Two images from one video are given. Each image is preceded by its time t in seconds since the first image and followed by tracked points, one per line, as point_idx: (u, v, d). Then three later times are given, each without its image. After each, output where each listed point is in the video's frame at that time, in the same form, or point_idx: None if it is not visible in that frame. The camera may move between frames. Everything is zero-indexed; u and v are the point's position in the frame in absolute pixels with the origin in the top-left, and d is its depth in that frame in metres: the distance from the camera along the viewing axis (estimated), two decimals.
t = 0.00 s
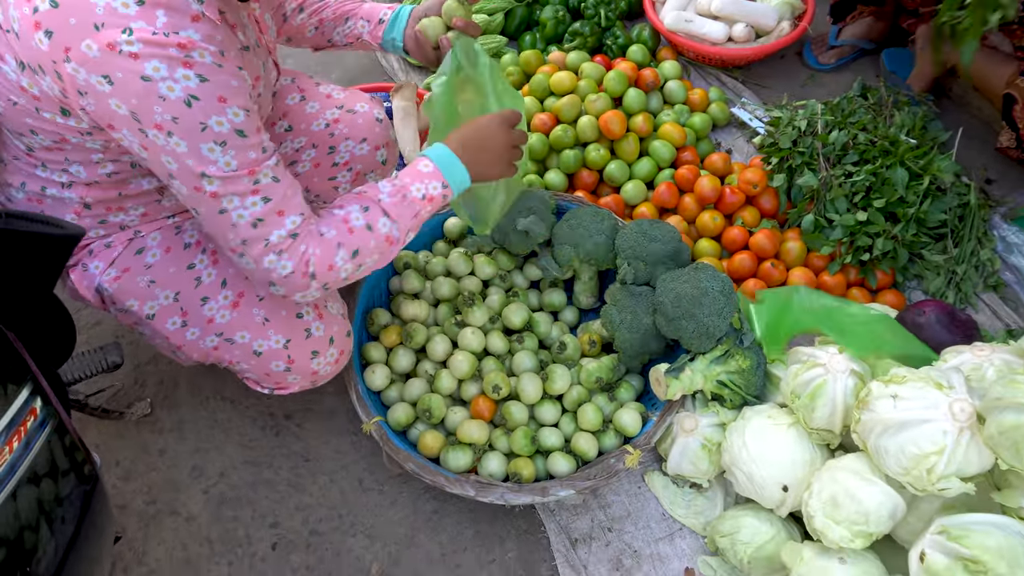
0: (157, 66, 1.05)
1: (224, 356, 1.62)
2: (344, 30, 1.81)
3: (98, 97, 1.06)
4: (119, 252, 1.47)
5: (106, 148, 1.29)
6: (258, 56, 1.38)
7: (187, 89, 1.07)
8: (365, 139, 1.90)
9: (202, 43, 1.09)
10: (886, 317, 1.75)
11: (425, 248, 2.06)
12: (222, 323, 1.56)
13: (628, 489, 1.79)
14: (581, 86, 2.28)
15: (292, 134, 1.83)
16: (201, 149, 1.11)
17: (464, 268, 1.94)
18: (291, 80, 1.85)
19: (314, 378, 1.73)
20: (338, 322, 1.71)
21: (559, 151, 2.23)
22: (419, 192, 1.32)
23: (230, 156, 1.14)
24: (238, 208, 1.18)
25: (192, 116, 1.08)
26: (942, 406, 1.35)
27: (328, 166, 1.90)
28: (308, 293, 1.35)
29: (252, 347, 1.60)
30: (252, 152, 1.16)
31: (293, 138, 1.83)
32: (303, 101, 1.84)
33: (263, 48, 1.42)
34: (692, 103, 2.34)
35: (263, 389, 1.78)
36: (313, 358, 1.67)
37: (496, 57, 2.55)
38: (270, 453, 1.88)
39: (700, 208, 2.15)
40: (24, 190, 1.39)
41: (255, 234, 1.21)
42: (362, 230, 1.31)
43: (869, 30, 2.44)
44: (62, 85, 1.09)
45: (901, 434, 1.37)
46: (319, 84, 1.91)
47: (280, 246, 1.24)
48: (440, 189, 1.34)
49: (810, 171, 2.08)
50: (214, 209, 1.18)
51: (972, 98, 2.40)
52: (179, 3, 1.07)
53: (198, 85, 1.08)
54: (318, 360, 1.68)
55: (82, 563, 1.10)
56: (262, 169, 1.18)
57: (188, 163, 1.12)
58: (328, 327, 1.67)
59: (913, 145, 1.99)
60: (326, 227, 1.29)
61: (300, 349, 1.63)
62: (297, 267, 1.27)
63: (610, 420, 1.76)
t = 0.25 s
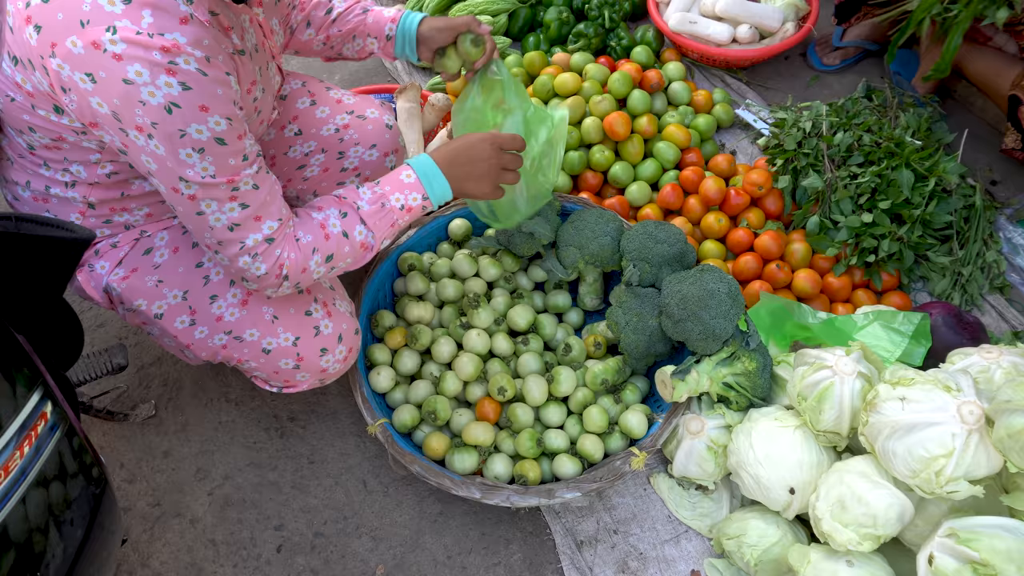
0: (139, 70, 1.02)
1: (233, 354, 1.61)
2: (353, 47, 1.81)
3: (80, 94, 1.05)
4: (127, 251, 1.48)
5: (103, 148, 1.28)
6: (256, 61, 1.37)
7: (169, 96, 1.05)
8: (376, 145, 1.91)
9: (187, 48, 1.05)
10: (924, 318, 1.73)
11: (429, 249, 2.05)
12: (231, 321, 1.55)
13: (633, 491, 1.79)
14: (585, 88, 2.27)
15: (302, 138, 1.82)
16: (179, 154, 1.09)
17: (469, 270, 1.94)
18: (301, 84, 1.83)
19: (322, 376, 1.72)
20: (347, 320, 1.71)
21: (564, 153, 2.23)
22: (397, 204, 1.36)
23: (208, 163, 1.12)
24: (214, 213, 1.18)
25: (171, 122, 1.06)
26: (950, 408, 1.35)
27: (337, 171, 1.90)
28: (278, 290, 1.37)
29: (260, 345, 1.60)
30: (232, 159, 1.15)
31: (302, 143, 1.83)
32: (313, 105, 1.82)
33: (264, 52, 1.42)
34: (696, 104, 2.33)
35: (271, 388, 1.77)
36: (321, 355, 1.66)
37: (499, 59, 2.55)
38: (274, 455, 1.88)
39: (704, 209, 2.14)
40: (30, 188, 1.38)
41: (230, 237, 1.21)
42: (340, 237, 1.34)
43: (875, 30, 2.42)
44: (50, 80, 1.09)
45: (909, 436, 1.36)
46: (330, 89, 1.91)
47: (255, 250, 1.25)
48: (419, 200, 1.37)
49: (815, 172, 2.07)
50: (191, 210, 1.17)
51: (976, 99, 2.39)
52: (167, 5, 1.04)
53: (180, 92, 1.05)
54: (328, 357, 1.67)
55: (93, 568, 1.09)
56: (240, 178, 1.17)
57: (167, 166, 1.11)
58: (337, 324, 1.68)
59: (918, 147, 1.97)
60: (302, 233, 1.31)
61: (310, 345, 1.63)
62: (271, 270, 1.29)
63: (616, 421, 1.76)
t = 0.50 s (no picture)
0: (143, 83, 1.02)
1: (232, 354, 1.61)
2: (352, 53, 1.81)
3: (82, 102, 1.05)
4: (125, 251, 1.48)
5: (103, 152, 1.28)
6: (256, 68, 1.37)
7: (174, 107, 1.05)
8: (374, 143, 1.90)
9: (189, 57, 1.05)
10: (927, 320, 1.73)
11: (430, 249, 2.05)
12: (229, 320, 1.55)
13: (634, 492, 1.78)
14: (587, 88, 2.26)
15: (301, 137, 1.81)
16: (188, 160, 1.10)
17: (470, 270, 1.94)
18: (301, 83, 1.83)
19: (322, 375, 1.72)
20: (344, 320, 1.71)
21: (565, 153, 2.23)
22: (411, 208, 1.38)
23: (218, 165, 1.12)
24: (230, 209, 1.18)
25: (177, 131, 1.07)
26: (953, 411, 1.34)
27: (336, 170, 1.89)
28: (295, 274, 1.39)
29: (258, 344, 1.60)
30: (240, 159, 1.14)
31: (301, 141, 1.82)
32: (311, 104, 1.82)
33: (264, 58, 1.41)
34: (698, 104, 2.33)
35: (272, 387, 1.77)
36: (320, 354, 1.66)
37: (501, 59, 2.55)
38: (275, 455, 1.88)
39: (706, 210, 2.14)
40: (30, 189, 1.38)
41: (247, 229, 1.22)
42: (359, 231, 1.36)
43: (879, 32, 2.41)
44: (51, 88, 1.09)
45: (911, 438, 1.36)
46: (329, 87, 1.90)
47: (274, 237, 1.26)
48: (426, 210, 1.40)
49: (817, 173, 2.07)
50: (205, 209, 1.17)
51: (979, 100, 2.39)
52: (166, 14, 1.03)
53: (185, 102, 1.05)
54: (326, 356, 1.67)
55: (93, 568, 1.08)
56: (250, 176, 1.17)
57: (178, 171, 1.11)
58: (335, 323, 1.68)
59: (921, 148, 1.98)
60: (327, 220, 1.33)
61: (308, 344, 1.63)
62: (291, 255, 1.30)
63: (617, 422, 1.75)
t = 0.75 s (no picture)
0: (130, 89, 1.02)
1: (229, 356, 1.61)
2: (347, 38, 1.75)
3: (70, 108, 1.05)
4: (123, 253, 1.46)
5: (99, 155, 1.27)
6: (251, 69, 1.36)
7: (162, 111, 1.04)
8: (373, 143, 1.90)
9: (176, 61, 1.04)
10: (927, 322, 1.73)
11: (430, 249, 2.04)
12: (227, 323, 1.55)
13: (634, 493, 1.78)
14: (588, 88, 2.26)
15: (299, 137, 1.82)
16: (179, 163, 1.10)
17: (470, 270, 1.94)
18: (298, 83, 1.82)
19: (319, 378, 1.73)
20: (344, 322, 1.71)
21: (566, 153, 2.22)
22: (406, 188, 1.32)
23: (209, 167, 1.11)
24: (224, 207, 1.18)
25: (167, 135, 1.06)
26: (953, 413, 1.34)
27: (335, 170, 1.89)
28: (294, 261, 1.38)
29: (257, 347, 1.60)
30: (231, 159, 1.13)
31: (299, 142, 1.82)
32: (309, 104, 1.82)
33: (260, 58, 1.41)
34: (699, 105, 2.32)
35: (268, 389, 1.77)
36: (318, 358, 1.66)
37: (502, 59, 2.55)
38: (274, 455, 1.87)
39: (706, 211, 2.13)
40: (26, 193, 1.38)
41: (242, 226, 1.22)
42: (353, 217, 1.33)
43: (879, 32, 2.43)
44: (39, 92, 1.09)
45: (911, 440, 1.36)
46: (328, 87, 1.90)
47: (269, 232, 1.26)
48: (424, 186, 1.34)
49: (818, 174, 2.06)
50: (200, 208, 1.18)
51: (981, 101, 2.38)
52: (153, 19, 1.03)
53: (173, 107, 1.05)
54: (324, 359, 1.67)
55: (90, 569, 1.08)
56: (242, 174, 1.16)
57: (169, 173, 1.11)
58: (333, 326, 1.68)
59: (921, 150, 1.97)
60: (319, 209, 1.30)
61: (306, 347, 1.63)
62: (287, 248, 1.30)
63: (617, 424, 1.75)
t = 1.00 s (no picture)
0: (120, 92, 1.02)
1: (226, 359, 1.61)
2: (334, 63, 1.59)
3: (61, 112, 1.06)
4: (121, 254, 1.46)
5: (93, 156, 1.27)
6: (244, 66, 1.36)
7: (153, 112, 1.05)
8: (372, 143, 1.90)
9: (164, 61, 1.04)
10: (926, 323, 1.72)
11: (429, 249, 2.04)
12: (224, 325, 1.55)
13: (632, 494, 1.77)
14: (587, 89, 2.26)
15: (295, 138, 1.78)
16: (175, 159, 1.12)
17: (468, 271, 1.93)
18: (294, 83, 1.82)
19: (316, 382, 1.73)
20: (341, 327, 1.70)
21: (565, 154, 2.22)
22: (381, 129, 1.41)
23: (205, 161, 1.14)
24: (223, 195, 1.23)
25: (160, 134, 1.08)
26: (952, 414, 1.33)
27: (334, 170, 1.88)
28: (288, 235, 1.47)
29: (253, 350, 1.59)
30: (227, 150, 1.16)
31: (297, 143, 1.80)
32: (306, 105, 1.79)
33: (253, 55, 1.40)
34: (699, 105, 2.32)
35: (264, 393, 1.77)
36: (315, 361, 1.66)
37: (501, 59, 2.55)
38: (272, 456, 1.87)
39: (706, 211, 2.13)
40: (24, 194, 1.38)
41: (242, 210, 1.29)
42: (339, 176, 1.44)
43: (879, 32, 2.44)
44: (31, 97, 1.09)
45: (909, 442, 1.35)
46: (325, 87, 1.87)
47: (267, 213, 1.34)
48: (398, 120, 1.42)
49: (817, 175, 2.06)
50: (199, 198, 1.23)
51: (980, 102, 2.38)
52: (139, 20, 1.02)
53: (164, 107, 1.05)
54: (321, 363, 1.67)
55: (84, 570, 1.08)
56: (238, 160, 1.19)
57: (167, 170, 1.14)
58: (331, 330, 1.67)
59: (921, 150, 1.96)
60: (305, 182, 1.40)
61: (303, 351, 1.63)
62: (286, 224, 1.39)
63: (615, 425, 1.74)
